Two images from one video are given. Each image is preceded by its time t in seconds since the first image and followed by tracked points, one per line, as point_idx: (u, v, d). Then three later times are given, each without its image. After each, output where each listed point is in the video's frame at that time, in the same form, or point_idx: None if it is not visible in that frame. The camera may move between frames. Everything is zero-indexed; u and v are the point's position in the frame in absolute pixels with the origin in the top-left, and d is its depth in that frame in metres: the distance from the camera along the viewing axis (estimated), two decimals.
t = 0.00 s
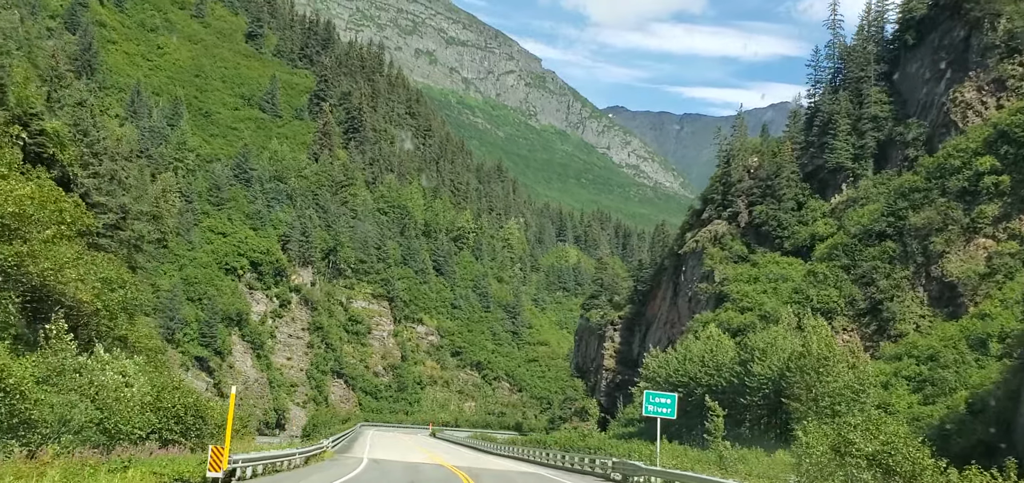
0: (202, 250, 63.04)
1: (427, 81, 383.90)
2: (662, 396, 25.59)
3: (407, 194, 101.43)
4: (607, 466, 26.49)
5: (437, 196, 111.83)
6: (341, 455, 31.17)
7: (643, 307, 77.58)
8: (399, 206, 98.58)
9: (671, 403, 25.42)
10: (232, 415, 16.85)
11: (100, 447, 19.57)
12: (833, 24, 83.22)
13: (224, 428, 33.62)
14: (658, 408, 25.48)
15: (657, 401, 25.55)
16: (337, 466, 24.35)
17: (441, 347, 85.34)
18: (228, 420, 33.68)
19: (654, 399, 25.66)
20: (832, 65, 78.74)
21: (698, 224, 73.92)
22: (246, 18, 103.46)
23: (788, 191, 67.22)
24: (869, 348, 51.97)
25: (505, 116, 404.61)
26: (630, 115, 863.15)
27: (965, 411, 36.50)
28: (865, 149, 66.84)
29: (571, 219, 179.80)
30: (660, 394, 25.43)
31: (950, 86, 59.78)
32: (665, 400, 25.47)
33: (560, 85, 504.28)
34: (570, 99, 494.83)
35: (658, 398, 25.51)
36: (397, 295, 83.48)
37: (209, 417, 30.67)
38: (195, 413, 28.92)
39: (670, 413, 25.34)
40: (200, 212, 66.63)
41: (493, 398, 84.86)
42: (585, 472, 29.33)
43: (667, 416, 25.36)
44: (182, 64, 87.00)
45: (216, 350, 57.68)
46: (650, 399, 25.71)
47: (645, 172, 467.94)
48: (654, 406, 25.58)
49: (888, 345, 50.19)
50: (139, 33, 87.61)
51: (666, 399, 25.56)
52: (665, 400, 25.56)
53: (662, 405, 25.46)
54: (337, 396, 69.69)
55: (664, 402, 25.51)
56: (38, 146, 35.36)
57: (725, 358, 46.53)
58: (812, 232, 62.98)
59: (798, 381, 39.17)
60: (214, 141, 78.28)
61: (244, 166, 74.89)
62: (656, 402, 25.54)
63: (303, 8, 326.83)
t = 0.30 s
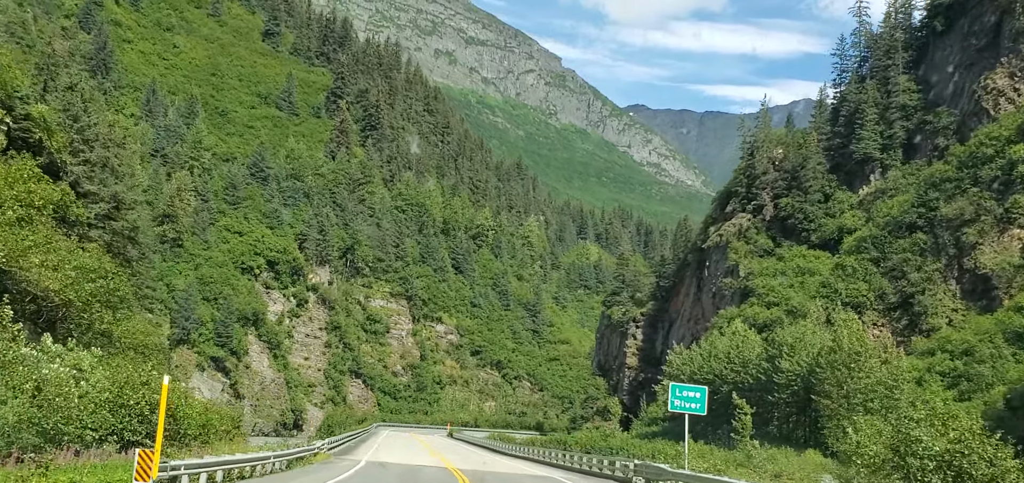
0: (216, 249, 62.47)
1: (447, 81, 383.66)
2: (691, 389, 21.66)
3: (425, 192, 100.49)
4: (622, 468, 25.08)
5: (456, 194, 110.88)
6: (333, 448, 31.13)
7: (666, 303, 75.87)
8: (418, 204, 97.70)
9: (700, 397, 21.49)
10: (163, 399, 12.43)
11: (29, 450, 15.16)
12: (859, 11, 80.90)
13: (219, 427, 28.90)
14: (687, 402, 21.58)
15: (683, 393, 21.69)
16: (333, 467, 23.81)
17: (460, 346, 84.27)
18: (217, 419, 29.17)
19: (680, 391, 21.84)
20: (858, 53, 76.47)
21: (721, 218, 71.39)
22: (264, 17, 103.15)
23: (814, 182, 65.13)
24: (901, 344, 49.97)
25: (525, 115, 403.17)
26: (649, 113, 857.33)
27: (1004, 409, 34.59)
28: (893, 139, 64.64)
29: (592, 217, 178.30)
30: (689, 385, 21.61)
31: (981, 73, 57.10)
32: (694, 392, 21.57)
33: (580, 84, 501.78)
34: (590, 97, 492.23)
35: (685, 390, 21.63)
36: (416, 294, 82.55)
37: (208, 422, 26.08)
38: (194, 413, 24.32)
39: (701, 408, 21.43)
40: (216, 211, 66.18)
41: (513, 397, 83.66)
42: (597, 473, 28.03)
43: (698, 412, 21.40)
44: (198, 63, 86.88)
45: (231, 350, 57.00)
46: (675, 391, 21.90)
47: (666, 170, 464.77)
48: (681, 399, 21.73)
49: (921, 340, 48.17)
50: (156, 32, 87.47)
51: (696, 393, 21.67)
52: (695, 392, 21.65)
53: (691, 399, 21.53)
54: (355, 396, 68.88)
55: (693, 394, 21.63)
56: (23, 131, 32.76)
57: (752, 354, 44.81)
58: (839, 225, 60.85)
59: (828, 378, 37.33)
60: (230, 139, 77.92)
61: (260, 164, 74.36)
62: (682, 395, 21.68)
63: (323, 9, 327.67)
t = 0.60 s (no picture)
0: (223, 248, 61.62)
1: (459, 82, 382.93)
2: (716, 381, 17.95)
3: (436, 191, 99.45)
4: (615, 470, 23.57)
5: (468, 192, 109.92)
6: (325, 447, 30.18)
7: (681, 301, 74.28)
8: (429, 202, 96.79)
9: (729, 392, 17.74)
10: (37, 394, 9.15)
11: None
12: None
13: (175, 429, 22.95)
14: (712, 397, 17.84)
15: (708, 386, 17.94)
16: (320, 468, 22.80)
17: (473, 346, 83.15)
18: (182, 419, 23.77)
19: (703, 384, 18.02)
20: (877, 43, 74.52)
21: (738, 212, 69.35)
22: (272, 16, 102.53)
23: (833, 176, 63.33)
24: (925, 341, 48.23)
25: (538, 115, 401.72)
26: (663, 112, 853.57)
27: None
28: (914, 130, 62.81)
29: (606, 216, 176.94)
30: (715, 377, 17.81)
31: (1006, 60, 54.97)
32: (721, 385, 17.85)
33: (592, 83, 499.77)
34: (603, 96, 490.11)
35: (710, 382, 17.86)
36: (428, 294, 81.51)
37: (159, 420, 20.42)
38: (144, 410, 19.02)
39: (729, 405, 17.66)
40: (224, 210, 65.43)
41: (526, 398, 82.46)
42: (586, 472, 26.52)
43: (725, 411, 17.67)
44: (206, 62, 86.50)
45: (240, 351, 56.15)
46: (698, 385, 18.06)
47: (680, 169, 462.32)
48: (705, 394, 17.93)
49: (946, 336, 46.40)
50: (163, 31, 86.97)
51: (722, 385, 17.95)
52: (721, 384, 17.93)
53: (717, 393, 17.82)
54: (366, 397, 67.92)
55: (719, 387, 17.91)
56: None
57: (772, 351, 43.18)
58: (860, 218, 59.03)
59: (852, 375, 35.68)
60: (238, 138, 77.34)
61: (268, 163, 73.59)
62: (707, 389, 17.93)
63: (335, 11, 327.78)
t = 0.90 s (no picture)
0: (233, 246, 60.79)
1: (475, 80, 381.77)
2: (759, 366, 16.46)
3: (451, 186, 98.29)
4: (624, 470, 21.78)
5: (483, 188, 108.71)
6: (325, 443, 28.30)
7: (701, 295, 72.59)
8: (443, 198, 95.70)
9: (774, 379, 16.27)
10: None
11: None
12: None
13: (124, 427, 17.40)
14: (754, 383, 16.36)
15: (749, 372, 16.43)
16: (317, 465, 21.17)
17: (489, 344, 81.90)
18: (148, 416, 18.46)
19: (743, 369, 16.46)
20: (901, 28, 72.25)
21: (759, 203, 67.47)
22: (285, 12, 101.76)
23: (858, 164, 61.33)
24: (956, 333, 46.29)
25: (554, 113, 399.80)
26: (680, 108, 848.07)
27: None
28: (941, 116, 60.66)
29: (623, 212, 175.21)
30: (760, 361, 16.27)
31: None
32: (764, 371, 16.36)
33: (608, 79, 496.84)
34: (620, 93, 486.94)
35: (752, 367, 16.34)
36: (442, 291, 80.35)
37: (113, 415, 15.08)
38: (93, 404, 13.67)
39: (774, 392, 16.27)
40: (235, 208, 64.69)
41: (543, 396, 81.14)
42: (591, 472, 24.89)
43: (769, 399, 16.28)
44: (218, 58, 86.09)
45: (251, 350, 55.30)
46: (737, 370, 16.46)
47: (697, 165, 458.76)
48: (745, 380, 16.40)
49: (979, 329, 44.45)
50: (174, 28, 86.38)
51: (765, 370, 16.46)
52: (763, 369, 16.44)
53: (761, 379, 16.35)
54: (380, 397, 66.91)
55: (762, 372, 16.43)
56: None
57: (797, 345, 41.44)
58: (886, 208, 57.04)
59: (883, 369, 33.89)
60: (250, 135, 76.62)
61: (280, 159, 72.72)
62: (747, 375, 16.40)
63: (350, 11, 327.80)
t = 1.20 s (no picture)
0: (247, 243, 60.09)
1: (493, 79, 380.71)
2: (817, 344, 12.80)
3: (468, 183, 97.33)
4: (646, 473, 20.26)
5: (500, 184, 107.59)
6: (311, 446, 24.82)
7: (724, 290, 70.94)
8: (460, 195, 94.71)
9: (839, 361, 12.59)
10: None
11: None
12: None
13: (31, 418, 12.35)
14: (812, 367, 12.60)
15: (806, 352, 12.69)
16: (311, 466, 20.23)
17: (508, 342, 80.73)
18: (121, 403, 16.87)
19: (799, 349, 12.73)
20: (929, 13, 69.98)
21: (783, 195, 65.62)
22: (300, 9, 101.14)
23: (885, 153, 59.32)
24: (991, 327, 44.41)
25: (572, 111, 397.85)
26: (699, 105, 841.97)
27: None
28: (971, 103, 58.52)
29: (643, 209, 173.36)
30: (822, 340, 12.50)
31: None
32: (826, 351, 12.67)
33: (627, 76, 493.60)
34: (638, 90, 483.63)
35: (811, 347, 12.61)
36: (460, 289, 79.29)
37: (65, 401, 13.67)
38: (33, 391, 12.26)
39: (837, 377, 12.54)
40: (249, 206, 64.08)
41: (563, 394, 79.90)
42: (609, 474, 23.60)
43: (830, 387, 12.55)
44: (232, 55, 85.72)
45: (265, 349, 54.59)
46: (791, 351, 12.70)
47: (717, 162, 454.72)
48: (801, 363, 12.65)
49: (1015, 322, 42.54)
50: (188, 26, 85.98)
51: (826, 350, 12.76)
52: (823, 349, 12.73)
53: (822, 362, 12.62)
54: (397, 396, 66.02)
55: (823, 352, 12.73)
56: None
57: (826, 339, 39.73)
58: (915, 198, 55.06)
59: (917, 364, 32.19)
60: (264, 132, 76.10)
61: (295, 156, 71.99)
62: (804, 356, 12.65)
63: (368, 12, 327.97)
